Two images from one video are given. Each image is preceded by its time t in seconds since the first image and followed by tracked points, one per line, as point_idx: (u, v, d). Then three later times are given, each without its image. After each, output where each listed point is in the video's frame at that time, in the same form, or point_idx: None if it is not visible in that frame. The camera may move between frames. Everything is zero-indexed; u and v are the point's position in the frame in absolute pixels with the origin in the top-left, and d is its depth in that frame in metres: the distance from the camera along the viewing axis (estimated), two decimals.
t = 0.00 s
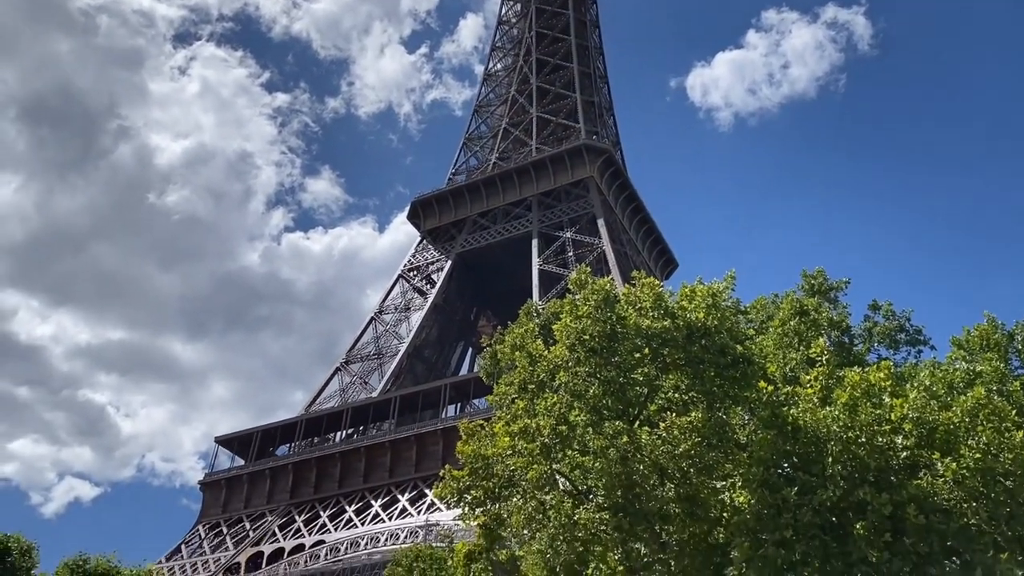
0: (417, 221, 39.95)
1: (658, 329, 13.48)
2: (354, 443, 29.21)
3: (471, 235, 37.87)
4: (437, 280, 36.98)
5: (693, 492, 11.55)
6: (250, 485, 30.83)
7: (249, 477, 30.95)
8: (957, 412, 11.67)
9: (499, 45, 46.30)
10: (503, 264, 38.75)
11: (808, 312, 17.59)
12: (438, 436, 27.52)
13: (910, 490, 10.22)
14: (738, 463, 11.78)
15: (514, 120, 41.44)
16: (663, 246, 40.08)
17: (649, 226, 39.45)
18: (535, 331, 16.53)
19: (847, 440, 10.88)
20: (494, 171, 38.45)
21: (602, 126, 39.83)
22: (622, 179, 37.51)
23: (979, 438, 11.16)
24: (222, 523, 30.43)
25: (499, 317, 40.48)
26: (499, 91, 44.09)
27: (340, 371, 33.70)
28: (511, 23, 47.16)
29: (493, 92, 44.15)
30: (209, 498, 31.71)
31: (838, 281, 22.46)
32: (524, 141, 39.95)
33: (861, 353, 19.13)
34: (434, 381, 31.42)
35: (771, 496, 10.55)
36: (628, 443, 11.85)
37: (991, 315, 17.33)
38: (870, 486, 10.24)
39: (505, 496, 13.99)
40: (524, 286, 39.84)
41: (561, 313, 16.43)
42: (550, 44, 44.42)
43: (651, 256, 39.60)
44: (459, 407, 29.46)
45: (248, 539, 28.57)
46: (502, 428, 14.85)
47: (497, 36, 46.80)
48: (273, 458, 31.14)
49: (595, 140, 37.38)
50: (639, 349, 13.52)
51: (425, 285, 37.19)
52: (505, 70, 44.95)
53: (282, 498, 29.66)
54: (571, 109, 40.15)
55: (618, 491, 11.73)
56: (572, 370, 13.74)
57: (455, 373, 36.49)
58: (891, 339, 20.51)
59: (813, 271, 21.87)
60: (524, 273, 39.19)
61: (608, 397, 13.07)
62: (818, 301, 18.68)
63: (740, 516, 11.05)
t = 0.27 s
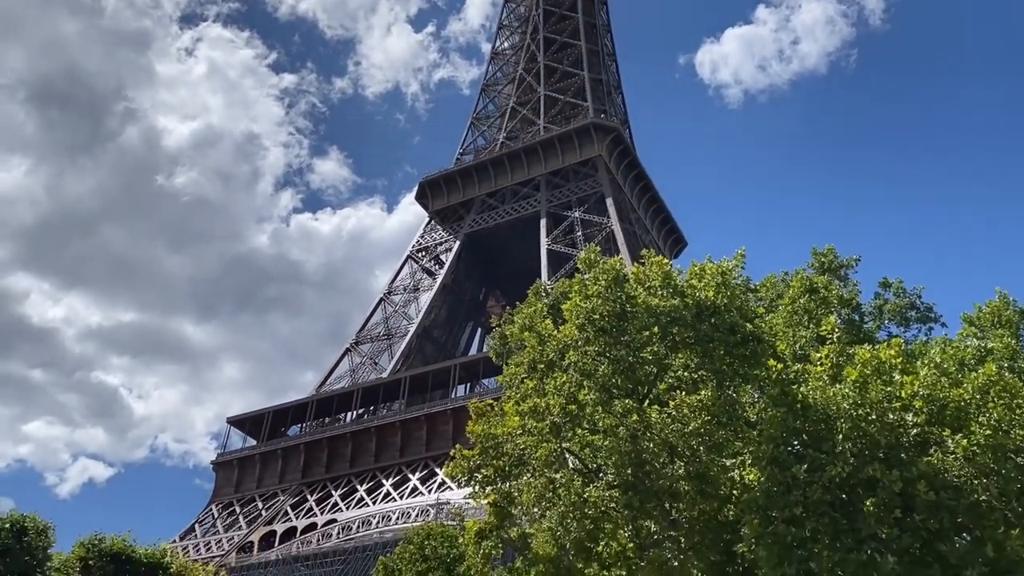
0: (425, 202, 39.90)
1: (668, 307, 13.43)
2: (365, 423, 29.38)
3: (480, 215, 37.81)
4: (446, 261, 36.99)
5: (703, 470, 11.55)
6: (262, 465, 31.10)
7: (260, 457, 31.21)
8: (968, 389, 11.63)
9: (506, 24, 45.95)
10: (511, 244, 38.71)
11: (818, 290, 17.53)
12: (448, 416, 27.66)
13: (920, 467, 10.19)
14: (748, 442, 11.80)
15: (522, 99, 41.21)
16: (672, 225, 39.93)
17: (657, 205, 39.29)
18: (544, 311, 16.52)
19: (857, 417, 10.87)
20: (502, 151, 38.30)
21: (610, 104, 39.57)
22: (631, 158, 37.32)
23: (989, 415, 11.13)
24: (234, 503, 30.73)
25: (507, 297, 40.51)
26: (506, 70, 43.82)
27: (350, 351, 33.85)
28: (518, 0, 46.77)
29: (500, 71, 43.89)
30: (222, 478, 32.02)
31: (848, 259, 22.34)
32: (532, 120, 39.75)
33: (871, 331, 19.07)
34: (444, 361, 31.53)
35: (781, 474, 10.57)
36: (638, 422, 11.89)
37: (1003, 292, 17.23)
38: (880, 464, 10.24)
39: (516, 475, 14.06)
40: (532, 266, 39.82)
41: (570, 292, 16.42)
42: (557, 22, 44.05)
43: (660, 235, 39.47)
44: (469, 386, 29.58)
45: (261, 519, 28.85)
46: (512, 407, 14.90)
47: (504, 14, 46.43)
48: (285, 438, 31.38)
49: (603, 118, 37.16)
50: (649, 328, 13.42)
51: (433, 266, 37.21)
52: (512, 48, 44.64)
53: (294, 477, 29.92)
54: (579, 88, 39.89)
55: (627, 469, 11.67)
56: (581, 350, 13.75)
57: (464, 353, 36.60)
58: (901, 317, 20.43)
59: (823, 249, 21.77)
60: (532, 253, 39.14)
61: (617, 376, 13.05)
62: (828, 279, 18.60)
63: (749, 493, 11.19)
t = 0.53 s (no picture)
0: (433, 182, 39.84)
1: (678, 285, 13.37)
2: (376, 403, 29.55)
3: (488, 195, 37.72)
4: (455, 241, 36.99)
5: (714, 448, 11.56)
6: (275, 445, 31.36)
7: (273, 437, 31.47)
8: (979, 365, 11.58)
9: (514, 1, 45.57)
10: (520, 224, 38.65)
11: (829, 268, 17.45)
12: (459, 395, 27.77)
13: (932, 443, 10.18)
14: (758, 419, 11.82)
15: (530, 78, 40.94)
16: (681, 203, 39.76)
17: (667, 183, 39.10)
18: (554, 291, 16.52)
19: (868, 394, 10.85)
20: (511, 130, 38.13)
21: (619, 82, 39.28)
22: (640, 136, 37.11)
23: (1002, 390, 11.09)
24: (248, 482, 31.03)
25: (517, 277, 40.52)
26: (514, 48, 43.51)
27: (360, 332, 33.98)
28: None
29: (508, 49, 43.58)
30: (235, 458, 32.32)
31: (859, 237, 22.20)
32: (540, 99, 39.52)
33: (882, 308, 18.97)
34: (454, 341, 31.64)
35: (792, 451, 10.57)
36: (648, 401, 11.92)
37: (1016, 268, 17.10)
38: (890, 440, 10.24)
39: (526, 453, 14.13)
40: (542, 246, 39.77)
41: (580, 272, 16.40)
42: None
43: (669, 214, 39.30)
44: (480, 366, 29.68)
45: (274, 498, 29.13)
46: (522, 387, 14.95)
47: None
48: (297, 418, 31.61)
49: (612, 96, 36.91)
50: (659, 306, 13.41)
51: (442, 246, 37.21)
52: (520, 27, 44.30)
53: (306, 457, 30.17)
54: (587, 66, 39.60)
55: (638, 448, 11.74)
56: (592, 329, 13.78)
57: (474, 333, 36.68)
58: (913, 294, 20.32)
59: (834, 227, 21.63)
60: (541, 233, 39.08)
61: (627, 355, 13.02)
62: (839, 256, 18.49)
63: (760, 470, 11.20)
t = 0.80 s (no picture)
0: (439, 169, 39.78)
1: (685, 271, 13.31)
2: (383, 389, 29.66)
3: (494, 182, 37.66)
4: (461, 228, 36.97)
5: (721, 433, 11.57)
6: (283, 432, 31.53)
7: (281, 424, 31.63)
8: (988, 349, 11.56)
9: None
10: (526, 211, 38.59)
11: (836, 252, 17.40)
12: (466, 382, 27.85)
13: (939, 428, 10.18)
14: (765, 404, 11.83)
15: (535, 63, 40.75)
16: (688, 189, 39.64)
17: (673, 169, 38.96)
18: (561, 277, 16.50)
19: (875, 378, 10.84)
20: (516, 116, 38.00)
21: (625, 67, 39.07)
22: (646, 121, 36.96)
23: (1011, 374, 11.05)
24: (257, 469, 31.23)
25: (523, 264, 40.53)
26: (519, 33, 43.28)
27: (367, 319, 34.06)
28: None
29: (513, 35, 43.36)
30: (244, 445, 32.52)
31: (866, 221, 22.11)
32: (546, 84, 39.35)
33: (890, 293, 18.92)
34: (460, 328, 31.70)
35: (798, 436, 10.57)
36: (655, 386, 11.93)
37: None
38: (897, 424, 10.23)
39: (534, 439, 14.18)
40: (548, 232, 39.74)
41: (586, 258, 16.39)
42: None
43: (676, 199, 39.19)
44: (486, 353, 29.75)
45: (283, 484, 29.33)
46: (529, 373, 14.98)
47: None
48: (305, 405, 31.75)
49: (618, 81, 36.73)
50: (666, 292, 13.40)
51: (448, 233, 37.19)
52: (525, 12, 44.05)
53: (315, 443, 30.33)
54: (593, 51, 39.38)
55: (645, 434, 11.82)
56: (598, 315, 13.78)
57: (480, 320, 36.74)
58: (920, 278, 20.25)
59: (841, 211, 21.55)
60: (547, 220, 39.03)
61: (633, 341, 13.00)
62: (846, 241, 18.42)
63: (767, 455, 11.22)
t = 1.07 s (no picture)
0: (444, 155, 39.70)
1: (692, 256, 13.27)
2: (390, 376, 29.76)
3: (500, 168, 37.57)
4: (466, 214, 36.94)
5: (728, 418, 11.59)
6: (291, 419, 31.69)
7: (289, 411, 31.79)
8: (996, 333, 11.54)
9: None
10: (532, 197, 38.53)
11: (843, 237, 17.33)
12: (473, 368, 27.92)
13: (947, 411, 10.17)
14: (772, 389, 11.83)
15: (540, 48, 40.54)
16: (694, 173, 39.49)
17: (679, 154, 38.81)
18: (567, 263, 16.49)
19: (883, 362, 10.82)
20: (521, 102, 37.85)
21: (631, 51, 38.85)
22: (652, 106, 36.79)
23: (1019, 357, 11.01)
24: (265, 455, 31.42)
25: (529, 250, 40.50)
26: (524, 18, 43.03)
27: (374, 306, 34.13)
28: None
29: (518, 20, 43.12)
30: (252, 431, 32.71)
31: (874, 205, 22.00)
32: (551, 69, 39.17)
33: (897, 277, 18.84)
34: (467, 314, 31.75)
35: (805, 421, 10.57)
36: (662, 371, 11.94)
37: None
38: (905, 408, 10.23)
39: (541, 425, 14.22)
40: (554, 218, 39.68)
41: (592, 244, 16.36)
42: None
43: (682, 184, 39.06)
44: (493, 339, 29.79)
45: (291, 471, 29.51)
46: (536, 359, 15.01)
47: None
48: (312, 392, 31.89)
49: (623, 66, 36.54)
50: (673, 277, 13.37)
51: (454, 220, 37.17)
52: None
53: (323, 430, 30.48)
54: (598, 35, 39.15)
55: (652, 419, 11.86)
56: (605, 301, 13.77)
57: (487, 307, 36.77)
58: (928, 262, 20.16)
59: (849, 195, 21.44)
60: (553, 206, 38.96)
61: (640, 326, 13.01)
62: (853, 225, 18.33)
63: (774, 440, 11.23)
